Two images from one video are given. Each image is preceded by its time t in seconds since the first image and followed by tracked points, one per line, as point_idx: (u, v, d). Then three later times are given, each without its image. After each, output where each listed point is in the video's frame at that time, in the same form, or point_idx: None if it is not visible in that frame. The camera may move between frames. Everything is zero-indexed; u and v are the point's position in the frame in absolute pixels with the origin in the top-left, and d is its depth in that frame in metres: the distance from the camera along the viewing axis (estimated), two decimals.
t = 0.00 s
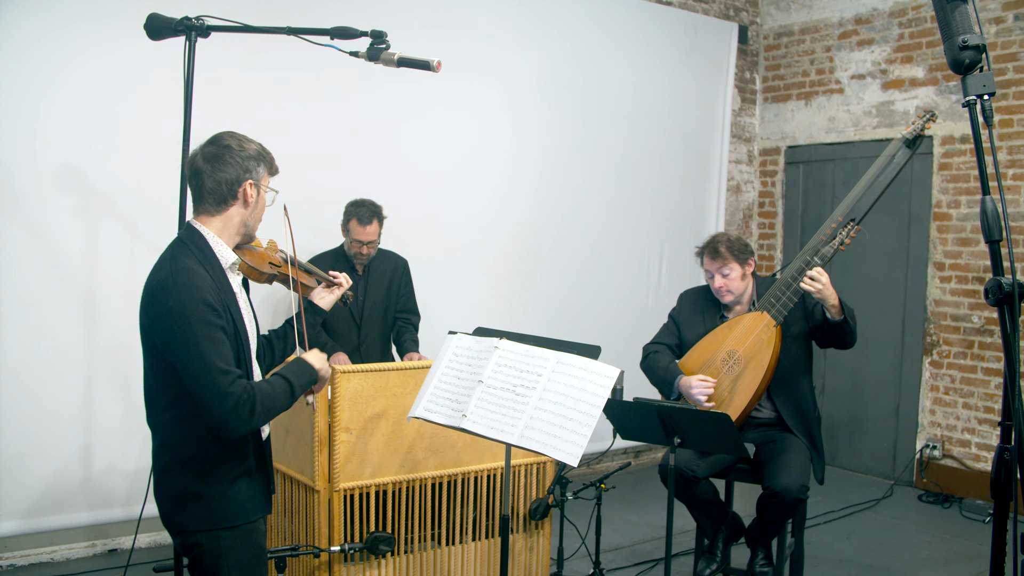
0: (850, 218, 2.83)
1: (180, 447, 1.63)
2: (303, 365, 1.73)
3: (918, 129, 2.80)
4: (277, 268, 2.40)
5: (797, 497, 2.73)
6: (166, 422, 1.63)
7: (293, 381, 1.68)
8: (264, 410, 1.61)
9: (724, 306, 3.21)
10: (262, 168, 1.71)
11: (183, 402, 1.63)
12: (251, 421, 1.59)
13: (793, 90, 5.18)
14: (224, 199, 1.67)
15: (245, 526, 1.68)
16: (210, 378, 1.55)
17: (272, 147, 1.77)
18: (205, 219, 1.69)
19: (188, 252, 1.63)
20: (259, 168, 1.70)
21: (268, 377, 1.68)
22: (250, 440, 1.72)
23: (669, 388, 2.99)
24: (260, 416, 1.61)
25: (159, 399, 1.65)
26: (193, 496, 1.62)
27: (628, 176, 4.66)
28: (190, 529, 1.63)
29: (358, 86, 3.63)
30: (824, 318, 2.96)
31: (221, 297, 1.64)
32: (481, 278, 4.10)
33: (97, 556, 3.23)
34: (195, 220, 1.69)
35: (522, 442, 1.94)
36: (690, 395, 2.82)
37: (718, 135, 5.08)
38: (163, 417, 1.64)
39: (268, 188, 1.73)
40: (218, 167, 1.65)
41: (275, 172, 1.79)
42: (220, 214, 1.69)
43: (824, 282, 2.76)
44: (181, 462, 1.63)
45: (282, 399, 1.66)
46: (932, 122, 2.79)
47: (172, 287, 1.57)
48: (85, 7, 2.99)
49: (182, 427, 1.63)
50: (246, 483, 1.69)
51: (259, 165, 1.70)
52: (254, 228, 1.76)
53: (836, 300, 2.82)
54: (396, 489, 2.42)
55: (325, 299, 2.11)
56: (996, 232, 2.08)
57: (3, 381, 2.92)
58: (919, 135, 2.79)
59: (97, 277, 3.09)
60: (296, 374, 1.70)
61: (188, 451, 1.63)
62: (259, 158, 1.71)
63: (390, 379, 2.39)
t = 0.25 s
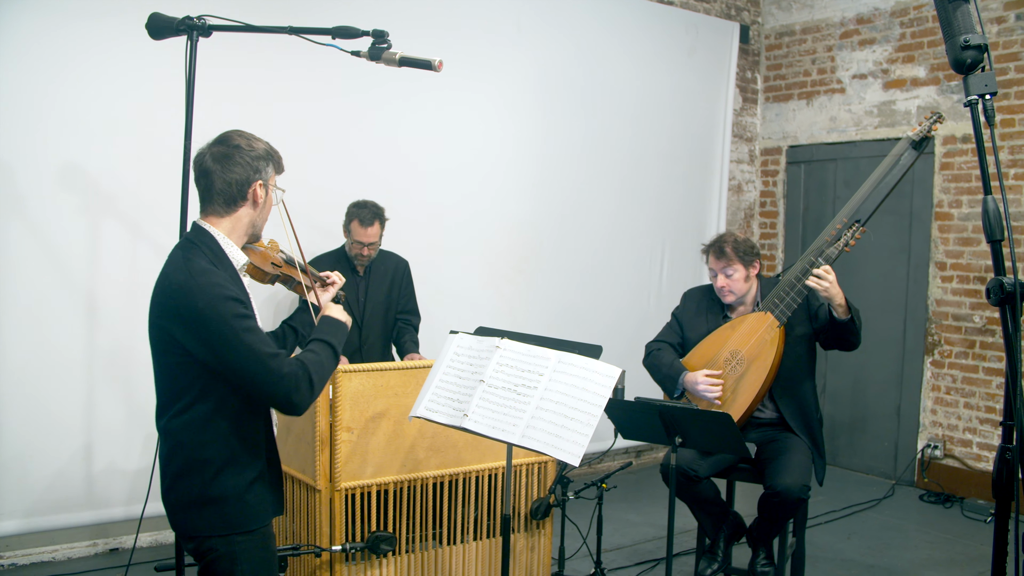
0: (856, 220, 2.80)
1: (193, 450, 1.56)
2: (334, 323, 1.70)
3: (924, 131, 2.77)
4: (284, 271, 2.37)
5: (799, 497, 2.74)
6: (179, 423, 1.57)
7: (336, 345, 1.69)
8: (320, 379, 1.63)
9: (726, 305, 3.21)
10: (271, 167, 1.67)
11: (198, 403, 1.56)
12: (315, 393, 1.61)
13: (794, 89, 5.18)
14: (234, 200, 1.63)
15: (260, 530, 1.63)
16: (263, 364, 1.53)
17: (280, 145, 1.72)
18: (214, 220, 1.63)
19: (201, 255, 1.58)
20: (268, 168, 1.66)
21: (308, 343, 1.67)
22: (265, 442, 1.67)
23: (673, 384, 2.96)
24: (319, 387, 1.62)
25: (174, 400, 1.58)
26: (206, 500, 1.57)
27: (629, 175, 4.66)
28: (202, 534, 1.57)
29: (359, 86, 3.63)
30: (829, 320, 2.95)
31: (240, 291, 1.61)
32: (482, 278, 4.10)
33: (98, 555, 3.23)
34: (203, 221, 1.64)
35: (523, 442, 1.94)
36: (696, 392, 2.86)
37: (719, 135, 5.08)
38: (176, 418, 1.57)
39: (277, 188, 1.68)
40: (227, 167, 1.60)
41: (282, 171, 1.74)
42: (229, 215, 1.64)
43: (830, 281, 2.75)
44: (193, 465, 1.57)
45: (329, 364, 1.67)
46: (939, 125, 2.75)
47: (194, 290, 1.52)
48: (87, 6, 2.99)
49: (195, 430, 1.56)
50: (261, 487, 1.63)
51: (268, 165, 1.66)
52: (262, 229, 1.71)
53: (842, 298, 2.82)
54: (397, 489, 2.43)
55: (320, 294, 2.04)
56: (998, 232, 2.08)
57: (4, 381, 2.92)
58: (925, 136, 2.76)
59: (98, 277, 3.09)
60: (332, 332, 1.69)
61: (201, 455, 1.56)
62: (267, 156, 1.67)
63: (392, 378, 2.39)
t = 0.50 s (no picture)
0: (861, 219, 2.81)
1: (206, 455, 1.56)
2: (358, 332, 1.74)
3: (930, 131, 2.78)
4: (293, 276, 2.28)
5: (800, 497, 2.73)
6: (192, 428, 1.56)
7: (357, 350, 1.70)
8: (340, 381, 1.63)
9: (731, 303, 3.20)
10: (266, 161, 1.63)
11: (212, 408, 1.56)
12: (333, 394, 1.61)
13: (796, 89, 5.18)
14: (230, 201, 1.62)
15: (272, 535, 1.63)
16: (283, 361, 1.52)
17: (279, 135, 1.67)
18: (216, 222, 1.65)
19: (215, 251, 1.58)
20: (262, 162, 1.62)
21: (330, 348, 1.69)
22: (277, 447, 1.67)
23: (673, 383, 2.99)
24: (337, 389, 1.62)
25: (187, 403, 1.57)
26: (220, 504, 1.57)
27: (631, 175, 4.66)
28: (216, 539, 1.57)
29: (360, 86, 3.63)
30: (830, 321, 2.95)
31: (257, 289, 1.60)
32: (484, 277, 4.10)
33: (99, 555, 3.23)
34: (212, 219, 1.64)
35: (524, 442, 1.94)
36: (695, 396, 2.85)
37: (721, 135, 5.08)
38: (189, 422, 1.56)
39: (276, 181, 1.64)
40: (217, 169, 1.60)
41: (290, 162, 1.70)
42: (230, 215, 1.64)
43: (834, 280, 2.76)
44: (206, 470, 1.56)
45: (350, 369, 1.67)
46: (945, 125, 2.76)
47: (214, 286, 1.51)
48: (88, 6, 2.99)
49: (210, 435, 1.56)
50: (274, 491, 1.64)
51: (261, 160, 1.62)
52: (277, 223, 1.69)
53: (845, 299, 2.82)
54: (399, 488, 2.43)
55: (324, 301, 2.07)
56: (1000, 231, 2.08)
57: (4, 380, 2.92)
58: (931, 137, 2.77)
59: (99, 276, 3.09)
60: (356, 340, 1.72)
61: (215, 460, 1.56)
62: (265, 147, 1.63)
63: (393, 378, 2.39)
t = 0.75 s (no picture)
0: (863, 221, 2.84)
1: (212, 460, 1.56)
2: (369, 350, 1.71)
3: (934, 132, 2.74)
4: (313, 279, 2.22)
5: (802, 497, 2.73)
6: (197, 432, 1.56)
7: (361, 367, 1.66)
8: (337, 395, 1.60)
9: (736, 303, 3.20)
10: (277, 161, 1.63)
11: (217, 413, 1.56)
12: (327, 408, 1.58)
13: (797, 89, 5.18)
14: (240, 201, 1.62)
15: (275, 541, 1.63)
16: (276, 368, 1.50)
17: (291, 136, 1.68)
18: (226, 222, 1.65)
19: (224, 251, 1.58)
20: (273, 162, 1.62)
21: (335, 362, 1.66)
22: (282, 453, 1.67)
23: (680, 375, 2.97)
24: (334, 403, 1.59)
25: (191, 407, 1.57)
26: (224, 509, 1.57)
27: (632, 175, 4.66)
28: (219, 544, 1.57)
29: (361, 86, 3.63)
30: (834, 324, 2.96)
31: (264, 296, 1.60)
32: (485, 277, 4.10)
33: (101, 554, 3.24)
34: (222, 219, 1.65)
35: (526, 442, 1.94)
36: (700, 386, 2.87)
37: (722, 135, 5.08)
38: (193, 427, 1.56)
39: (288, 181, 1.64)
40: (227, 168, 1.60)
41: (302, 162, 1.70)
42: (240, 216, 1.64)
43: (836, 281, 2.74)
44: (211, 475, 1.56)
45: (352, 384, 1.64)
46: (949, 126, 2.73)
47: (216, 287, 1.51)
48: (88, 6, 2.99)
49: (214, 440, 1.56)
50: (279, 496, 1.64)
51: (273, 160, 1.62)
52: (288, 224, 1.69)
53: (848, 300, 2.82)
54: (400, 488, 2.43)
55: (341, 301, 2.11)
56: (1001, 231, 2.08)
57: (5, 380, 2.92)
58: (935, 137, 2.73)
59: (99, 276, 3.09)
60: (362, 357, 1.68)
61: (220, 465, 1.56)
62: (275, 149, 1.63)
63: (395, 378, 2.39)
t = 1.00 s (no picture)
0: (865, 222, 2.82)
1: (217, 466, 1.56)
2: (360, 369, 1.69)
3: (936, 133, 2.74)
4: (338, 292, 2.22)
5: (802, 497, 2.73)
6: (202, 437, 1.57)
7: (350, 385, 1.64)
8: (316, 413, 1.57)
9: (738, 302, 3.21)
10: (308, 177, 1.63)
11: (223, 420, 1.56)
12: (304, 424, 1.55)
13: (798, 89, 5.18)
14: (261, 202, 1.61)
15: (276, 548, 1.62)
16: (257, 379, 1.48)
17: (330, 157, 1.68)
18: (243, 220, 1.64)
19: (226, 253, 1.58)
20: (305, 176, 1.62)
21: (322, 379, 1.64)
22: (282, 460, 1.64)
23: (684, 371, 2.98)
24: (313, 419, 1.56)
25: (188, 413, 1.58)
26: (228, 515, 1.57)
27: (633, 175, 4.66)
28: (219, 551, 1.57)
29: (362, 86, 3.63)
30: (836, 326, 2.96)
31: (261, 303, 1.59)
32: (486, 278, 4.10)
33: (101, 554, 3.24)
34: (237, 220, 1.65)
35: (527, 441, 1.94)
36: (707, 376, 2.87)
37: (722, 135, 5.08)
38: (196, 433, 1.56)
39: (312, 199, 1.64)
40: (258, 170, 1.60)
41: (334, 185, 1.70)
42: (257, 218, 1.63)
43: (837, 282, 2.72)
44: (216, 481, 1.57)
45: (336, 403, 1.61)
46: (952, 126, 2.72)
47: (205, 293, 1.51)
48: (88, 6, 2.99)
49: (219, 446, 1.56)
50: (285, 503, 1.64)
51: (304, 174, 1.62)
52: (299, 240, 1.68)
53: (849, 300, 2.81)
54: (400, 488, 2.42)
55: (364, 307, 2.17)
56: (1002, 232, 2.08)
57: (5, 380, 2.92)
58: (937, 138, 2.74)
59: (100, 276, 3.10)
60: (353, 377, 1.66)
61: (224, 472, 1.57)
62: (309, 166, 1.63)
63: (396, 377, 2.39)
